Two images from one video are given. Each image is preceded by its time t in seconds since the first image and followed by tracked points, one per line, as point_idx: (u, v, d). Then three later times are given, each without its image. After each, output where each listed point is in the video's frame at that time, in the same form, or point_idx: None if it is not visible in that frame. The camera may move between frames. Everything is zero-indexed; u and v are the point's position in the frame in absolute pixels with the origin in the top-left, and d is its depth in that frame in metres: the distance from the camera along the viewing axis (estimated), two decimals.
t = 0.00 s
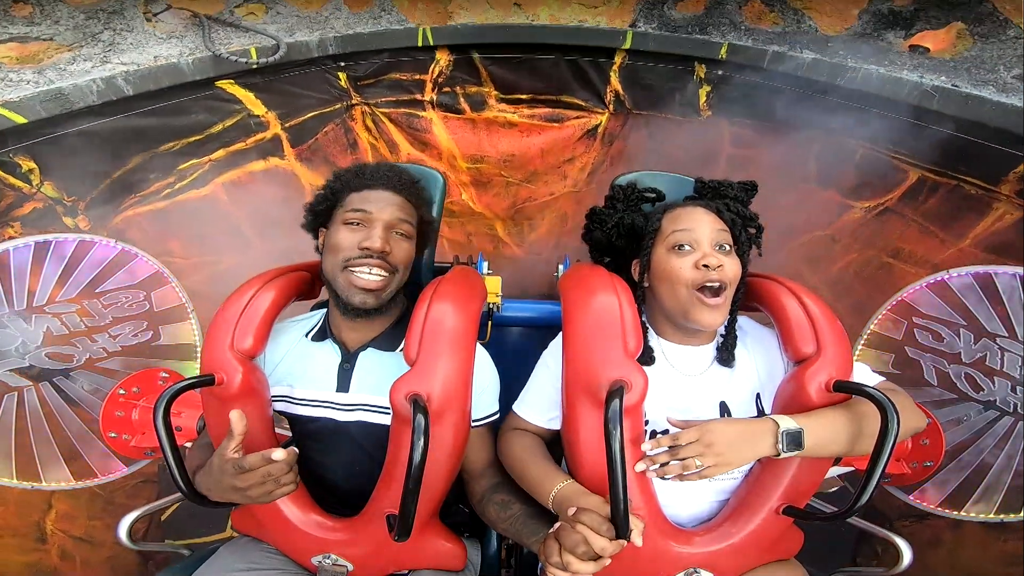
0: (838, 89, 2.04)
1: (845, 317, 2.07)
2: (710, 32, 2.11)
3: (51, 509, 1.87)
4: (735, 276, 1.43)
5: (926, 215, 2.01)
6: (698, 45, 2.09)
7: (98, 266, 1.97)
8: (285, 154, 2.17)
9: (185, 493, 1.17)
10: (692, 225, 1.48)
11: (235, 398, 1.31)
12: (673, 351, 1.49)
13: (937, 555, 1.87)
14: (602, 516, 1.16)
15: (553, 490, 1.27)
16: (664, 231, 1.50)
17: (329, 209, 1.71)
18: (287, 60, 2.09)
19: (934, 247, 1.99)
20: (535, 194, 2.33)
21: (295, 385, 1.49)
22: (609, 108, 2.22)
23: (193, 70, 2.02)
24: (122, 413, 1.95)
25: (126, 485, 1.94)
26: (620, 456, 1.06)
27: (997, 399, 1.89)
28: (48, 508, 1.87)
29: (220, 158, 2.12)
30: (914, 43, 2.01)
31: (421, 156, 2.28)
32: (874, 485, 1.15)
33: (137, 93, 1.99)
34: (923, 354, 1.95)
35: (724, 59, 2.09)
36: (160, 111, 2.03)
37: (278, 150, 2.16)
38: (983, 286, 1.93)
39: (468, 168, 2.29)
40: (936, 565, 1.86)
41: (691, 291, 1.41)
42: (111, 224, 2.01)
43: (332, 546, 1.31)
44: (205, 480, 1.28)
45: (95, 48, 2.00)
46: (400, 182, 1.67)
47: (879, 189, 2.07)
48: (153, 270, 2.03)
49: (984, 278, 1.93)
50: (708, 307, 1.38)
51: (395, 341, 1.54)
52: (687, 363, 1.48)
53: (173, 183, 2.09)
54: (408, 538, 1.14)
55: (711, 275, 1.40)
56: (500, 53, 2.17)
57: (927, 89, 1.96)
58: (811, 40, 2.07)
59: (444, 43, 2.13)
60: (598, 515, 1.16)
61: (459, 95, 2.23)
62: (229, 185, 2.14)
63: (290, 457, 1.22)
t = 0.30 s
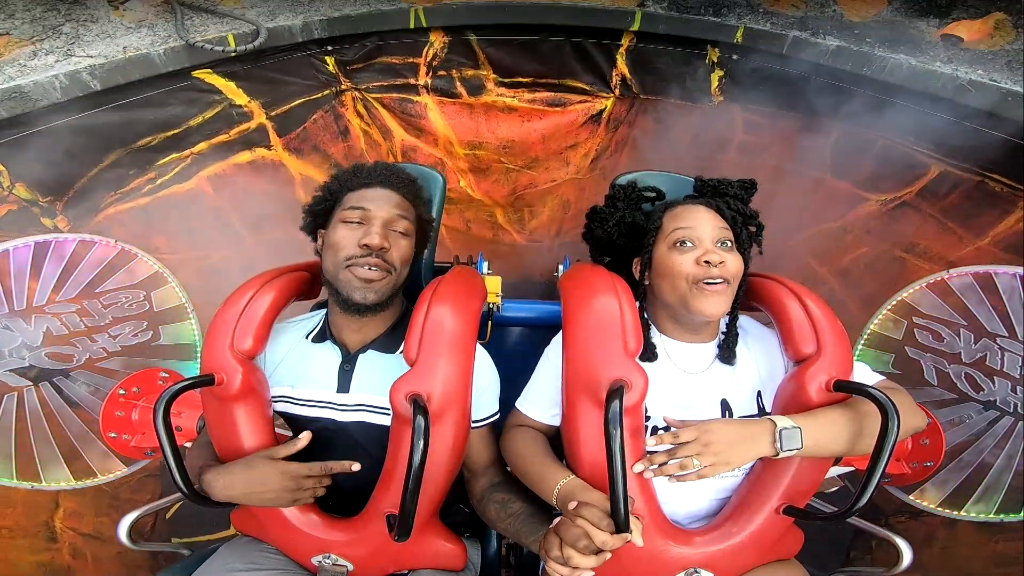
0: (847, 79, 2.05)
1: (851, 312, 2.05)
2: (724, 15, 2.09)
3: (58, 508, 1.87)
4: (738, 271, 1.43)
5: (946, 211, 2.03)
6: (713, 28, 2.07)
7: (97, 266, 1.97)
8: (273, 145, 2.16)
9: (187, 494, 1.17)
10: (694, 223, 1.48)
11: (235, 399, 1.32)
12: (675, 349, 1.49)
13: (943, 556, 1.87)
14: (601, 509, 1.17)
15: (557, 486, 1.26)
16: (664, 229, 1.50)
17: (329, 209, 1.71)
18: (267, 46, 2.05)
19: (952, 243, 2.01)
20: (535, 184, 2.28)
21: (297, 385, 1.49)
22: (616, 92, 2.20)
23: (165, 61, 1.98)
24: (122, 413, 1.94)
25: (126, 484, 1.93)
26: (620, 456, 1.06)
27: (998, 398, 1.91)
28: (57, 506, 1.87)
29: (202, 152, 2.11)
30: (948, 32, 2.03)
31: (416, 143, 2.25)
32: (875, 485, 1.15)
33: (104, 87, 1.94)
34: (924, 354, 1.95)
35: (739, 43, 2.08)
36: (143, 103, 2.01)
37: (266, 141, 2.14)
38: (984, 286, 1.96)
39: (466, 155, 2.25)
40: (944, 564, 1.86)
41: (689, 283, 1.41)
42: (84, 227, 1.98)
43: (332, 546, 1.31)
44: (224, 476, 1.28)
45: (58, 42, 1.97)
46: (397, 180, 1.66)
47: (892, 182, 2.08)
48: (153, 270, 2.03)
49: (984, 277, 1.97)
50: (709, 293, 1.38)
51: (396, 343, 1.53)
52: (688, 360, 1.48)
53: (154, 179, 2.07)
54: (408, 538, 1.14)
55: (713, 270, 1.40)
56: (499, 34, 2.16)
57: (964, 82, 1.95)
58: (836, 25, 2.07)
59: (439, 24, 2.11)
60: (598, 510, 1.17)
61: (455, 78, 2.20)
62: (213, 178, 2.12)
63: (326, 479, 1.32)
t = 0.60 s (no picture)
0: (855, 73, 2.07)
1: (846, 313, 2.06)
2: (736, 6, 2.13)
3: (62, 504, 1.88)
4: (738, 276, 1.44)
5: (959, 211, 2.02)
6: (725, 20, 2.12)
7: (98, 266, 1.97)
8: (269, 140, 2.13)
9: (186, 494, 1.17)
10: (697, 227, 1.48)
11: (235, 398, 1.32)
12: (673, 344, 1.49)
13: (940, 556, 1.87)
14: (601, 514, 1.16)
15: (552, 486, 1.26)
16: (666, 229, 1.51)
17: (355, 208, 1.69)
18: (260, 39, 2.08)
19: (963, 243, 2.00)
20: (535, 176, 2.26)
21: (294, 384, 1.49)
22: (622, 85, 2.19)
23: (154, 57, 2.02)
24: (122, 413, 1.94)
25: (126, 483, 1.94)
26: (620, 457, 1.06)
27: (998, 398, 1.91)
28: (61, 503, 1.88)
29: (197, 147, 2.09)
30: (971, 28, 2.02)
31: (417, 136, 2.21)
32: (875, 485, 1.15)
33: (90, 84, 1.98)
34: (924, 354, 1.96)
35: (752, 36, 2.12)
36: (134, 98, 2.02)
37: (262, 135, 2.12)
38: (982, 286, 1.96)
39: (467, 148, 2.22)
40: (943, 564, 1.86)
41: (687, 287, 1.42)
42: (80, 226, 1.97)
43: (332, 546, 1.31)
44: (232, 475, 1.28)
45: (43, 38, 2.00)
46: (429, 191, 1.68)
47: (906, 180, 2.07)
48: (153, 270, 2.02)
49: (984, 277, 1.97)
50: (706, 300, 1.40)
51: (396, 342, 1.53)
52: (685, 355, 1.48)
53: (149, 175, 2.06)
54: (408, 538, 1.14)
55: (713, 274, 1.41)
56: (502, 25, 2.17)
57: (987, 82, 1.97)
58: (852, 19, 2.09)
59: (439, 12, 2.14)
60: (598, 515, 1.16)
61: (456, 70, 2.18)
62: (207, 176, 2.10)
63: (326, 484, 1.31)
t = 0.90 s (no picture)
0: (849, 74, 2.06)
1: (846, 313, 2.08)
2: (730, 9, 2.11)
3: (60, 508, 1.88)
4: (736, 283, 1.45)
5: (952, 211, 2.01)
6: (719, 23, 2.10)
7: (98, 266, 1.96)
8: (269, 141, 2.13)
9: (186, 494, 1.17)
10: (700, 230, 1.47)
11: (235, 398, 1.32)
12: (673, 341, 1.49)
13: (940, 556, 1.87)
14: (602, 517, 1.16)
15: (547, 491, 1.26)
16: (668, 233, 1.50)
17: (353, 207, 1.69)
18: (259, 42, 2.08)
19: (957, 243, 1.99)
20: (535, 177, 2.26)
21: (294, 383, 1.49)
22: (618, 87, 2.18)
23: (156, 58, 2.01)
24: (122, 413, 1.94)
25: (127, 484, 1.94)
26: (620, 457, 1.06)
27: (997, 399, 1.91)
28: (58, 505, 1.88)
29: (199, 149, 2.08)
30: (960, 30, 1.94)
31: (416, 138, 2.22)
32: (875, 485, 1.15)
33: (93, 85, 1.95)
34: (924, 353, 1.97)
35: (745, 38, 2.10)
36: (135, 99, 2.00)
37: (262, 137, 2.12)
38: (983, 286, 1.95)
39: (466, 151, 2.23)
40: (944, 564, 1.85)
41: (686, 294, 1.43)
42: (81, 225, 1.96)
43: (333, 546, 1.31)
44: (233, 474, 1.28)
45: (45, 40, 1.98)
46: (426, 190, 1.67)
47: (900, 179, 2.06)
48: (153, 270, 2.02)
49: (984, 277, 1.96)
50: (705, 307, 1.41)
51: (397, 341, 1.54)
52: (686, 352, 1.48)
53: (149, 177, 2.05)
54: (408, 538, 1.15)
55: (713, 284, 1.41)
56: (499, 28, 2.15)
57: (976, 82, 1.91)
58: (846, 21, 2.06)
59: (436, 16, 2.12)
60: (600, 518, 1.17)
61: (454, 73, 2.17)
62: (208, 177, 2.09)
63: (329, 484, 1.32)
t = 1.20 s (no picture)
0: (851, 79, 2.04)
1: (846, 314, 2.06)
2: (721, 19, 2.07)
3: (55, 508, 1.89)
4: (735, 284, 1.46)
5: (941, 214, 2.00)
6: (707, 32, 2.06)
7: (98, 265, 1.96)
8: (279, 148, 2.07)
9: (187, 494, 1.17)
10: (696, 232, 1.47)
11: (235, 398, 1.32)
12: (673, 342, 1.50)
13: (943, 556, 1.90)
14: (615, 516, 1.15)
15: (550, 490, 1.26)
16: (665, 235, 1.50)
17: (341, 206, 1.70)
18: (273, 50, 2.04)
19: (949, 244, 1.99)
20: (534, 187, 2.22)
21: (297, 384, 1.49)
22: (614, 97, 2.14)
23: (175, 63, 1.99)
24: (122, 413, 1.94)
25: (127, 484, 1.94)
26: (620, 456, 1.06)
27: (998, 399, 1.92)
28: (55, 506, 1.88)
29: (210, 153, 2.04)
30: (939, 37, 1.93)
31: (419, 147, 2.16)
32: (875, 485, 1.15)
33: (118, 89, 1.96)
34: (924, 353, 1.97)
35: (736, 48, 2.07)
36: (150, 104, 1.99)
37: (272, 143, 2.07)
38: (983, 287, 1.95)
39: (468, 159, 2.18)
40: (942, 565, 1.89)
41: (682, 296, 1.44)
42: (97, 224, 1.96)
43: (333, 546, 1.31)
44: (227, 467, 1.28)
45: (70, 43, 1.95)
46: (415, 185, 1.67)
47: (888, 186, 2.04)
48: (153, 270, 2.01)
49: (984, 278, 1.96)
50: (701, 312, 1.43)
51: (397, 340, 1.54)
52: (687, 353, 1.48)
53: (164, 179, 2.02)
54: (408, 538, 1.15)
55: (710, 287, 1.42)
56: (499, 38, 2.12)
57: (953, 85, 1.93)
58: (829, 30, 2.01)
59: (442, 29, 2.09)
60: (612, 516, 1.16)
61: (457, 83, 2.15)
62: (218, 180, 2.04)
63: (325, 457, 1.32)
